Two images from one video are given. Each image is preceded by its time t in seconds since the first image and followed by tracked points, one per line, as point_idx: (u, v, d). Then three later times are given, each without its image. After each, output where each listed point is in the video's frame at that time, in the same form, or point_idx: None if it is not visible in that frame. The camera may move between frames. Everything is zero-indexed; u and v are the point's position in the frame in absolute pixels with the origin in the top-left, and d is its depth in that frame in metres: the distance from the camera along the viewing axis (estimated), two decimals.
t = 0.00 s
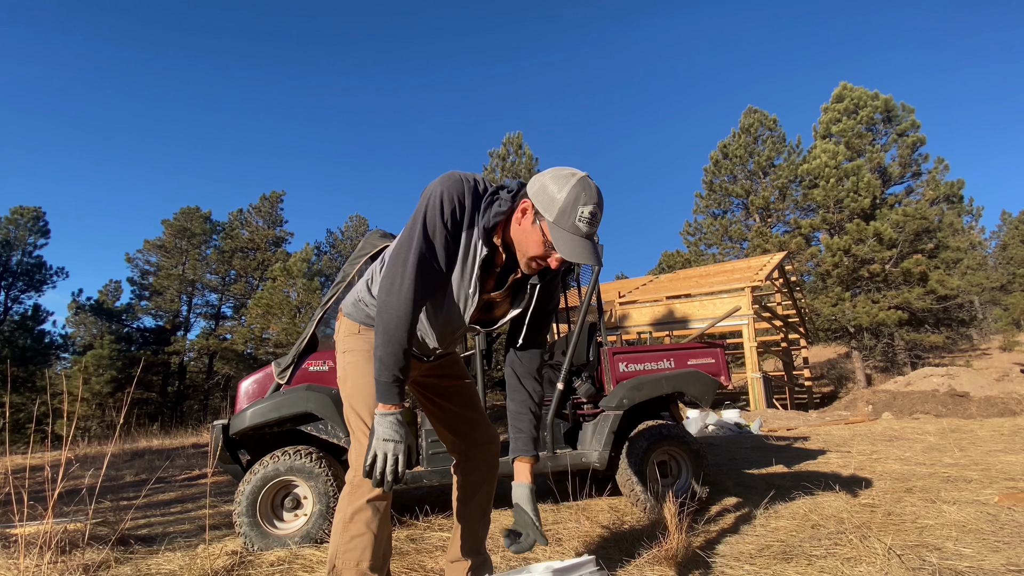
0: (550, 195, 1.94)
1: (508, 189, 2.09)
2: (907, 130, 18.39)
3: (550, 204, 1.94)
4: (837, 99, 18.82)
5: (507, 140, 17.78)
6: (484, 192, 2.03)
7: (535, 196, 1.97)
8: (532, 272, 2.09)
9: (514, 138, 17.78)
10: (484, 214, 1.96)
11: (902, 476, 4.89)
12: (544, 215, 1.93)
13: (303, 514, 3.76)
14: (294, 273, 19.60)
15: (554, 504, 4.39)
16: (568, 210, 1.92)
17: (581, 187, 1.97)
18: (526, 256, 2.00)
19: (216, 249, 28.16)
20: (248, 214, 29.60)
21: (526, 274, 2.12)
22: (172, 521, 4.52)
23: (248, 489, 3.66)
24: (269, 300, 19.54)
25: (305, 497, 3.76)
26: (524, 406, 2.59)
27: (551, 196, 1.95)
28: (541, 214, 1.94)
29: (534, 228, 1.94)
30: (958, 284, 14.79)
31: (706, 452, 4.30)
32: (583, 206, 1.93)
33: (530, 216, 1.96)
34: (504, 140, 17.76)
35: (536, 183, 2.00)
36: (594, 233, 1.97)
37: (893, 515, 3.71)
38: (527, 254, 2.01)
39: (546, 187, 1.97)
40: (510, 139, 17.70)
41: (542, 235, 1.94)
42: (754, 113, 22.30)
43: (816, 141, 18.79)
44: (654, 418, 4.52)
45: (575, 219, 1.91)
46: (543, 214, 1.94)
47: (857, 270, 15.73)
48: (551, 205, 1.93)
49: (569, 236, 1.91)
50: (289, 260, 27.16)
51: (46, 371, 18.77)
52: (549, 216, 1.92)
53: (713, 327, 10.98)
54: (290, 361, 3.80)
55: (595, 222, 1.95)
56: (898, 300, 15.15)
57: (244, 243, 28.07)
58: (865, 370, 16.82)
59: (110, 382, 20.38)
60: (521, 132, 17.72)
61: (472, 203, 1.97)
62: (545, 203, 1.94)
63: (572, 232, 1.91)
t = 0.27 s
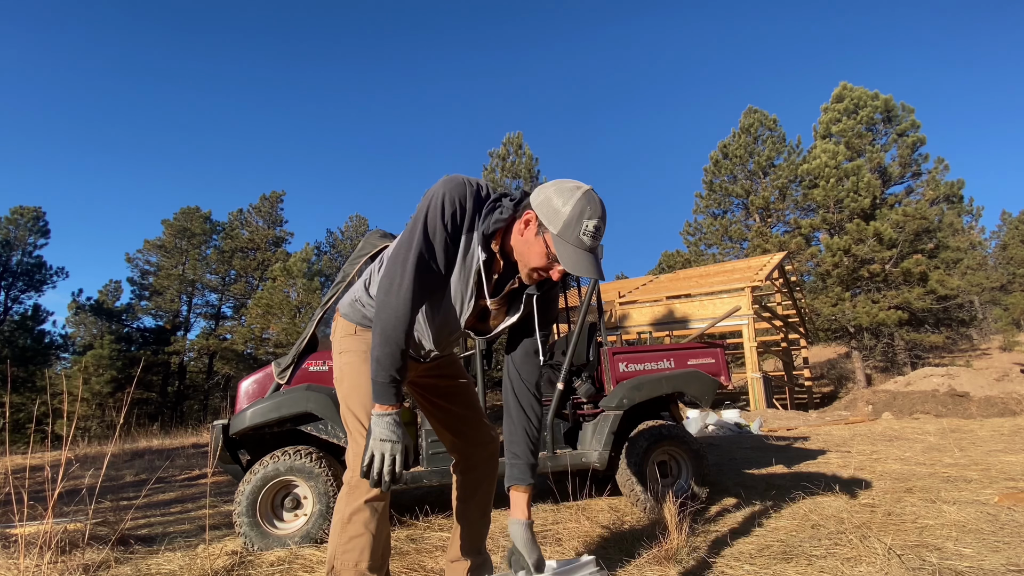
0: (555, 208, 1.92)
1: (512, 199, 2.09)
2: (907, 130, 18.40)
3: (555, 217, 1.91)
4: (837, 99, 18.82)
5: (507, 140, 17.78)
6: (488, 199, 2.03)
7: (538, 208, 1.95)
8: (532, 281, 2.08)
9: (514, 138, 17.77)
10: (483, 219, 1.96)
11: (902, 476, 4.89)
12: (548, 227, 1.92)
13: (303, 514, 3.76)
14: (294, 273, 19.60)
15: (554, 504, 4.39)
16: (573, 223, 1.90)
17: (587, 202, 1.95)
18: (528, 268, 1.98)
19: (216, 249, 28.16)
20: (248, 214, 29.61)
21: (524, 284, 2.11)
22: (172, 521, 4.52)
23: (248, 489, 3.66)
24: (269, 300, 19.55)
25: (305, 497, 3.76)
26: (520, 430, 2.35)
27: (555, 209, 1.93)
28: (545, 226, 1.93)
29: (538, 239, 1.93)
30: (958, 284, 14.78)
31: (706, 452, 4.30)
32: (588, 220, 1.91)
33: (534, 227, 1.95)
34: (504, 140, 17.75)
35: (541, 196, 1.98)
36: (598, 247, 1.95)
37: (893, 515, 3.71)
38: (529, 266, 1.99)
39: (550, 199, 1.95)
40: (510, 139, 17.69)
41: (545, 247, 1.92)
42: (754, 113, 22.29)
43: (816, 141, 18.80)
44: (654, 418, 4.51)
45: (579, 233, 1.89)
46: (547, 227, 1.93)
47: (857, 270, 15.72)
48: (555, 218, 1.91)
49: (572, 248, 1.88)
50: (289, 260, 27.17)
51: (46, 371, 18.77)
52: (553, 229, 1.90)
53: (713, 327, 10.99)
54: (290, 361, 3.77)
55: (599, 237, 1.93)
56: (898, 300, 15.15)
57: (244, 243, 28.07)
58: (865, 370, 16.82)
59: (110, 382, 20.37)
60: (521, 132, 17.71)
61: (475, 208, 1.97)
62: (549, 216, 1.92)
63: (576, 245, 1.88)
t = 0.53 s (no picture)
0: (545, 192, 1.94)
1: (500, 186, 2.08)
2: (908, 130, 18.40)
3: (546, 199, 1.93)
4: (837, 99, 18.82)
5: (507, 140, 17.77)
6: (479, 190, 2.02)
7: (529, 192, 1.97)
8: (528, 269, 2.09)
9: (514, 138, 17.77)
10: (478, 214, 1.95)
11: (902, 476, 4.89)
12: (541, 212, 1.93)
13: (303, 514, 3.76)
14: (294, 273, 19.59)
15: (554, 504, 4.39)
16: (564, 205, 1.92)
17: (575, 181, 1.97)
18: (521, 254, 2.00)
19: (216, 249, 28.15)
20: (248, 214, 29.61)
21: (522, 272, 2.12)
22: (172, 521, 4.52)
23: (248, 489, 3.66)
24: (269, 300, 19.55)
25: (305, 497, 3.76)
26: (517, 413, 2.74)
27: (546, 192, 1.95)
28: (537, 210, 1.94)
29: (531, 225, 1.94)
30: (958, 284, 14.77)
31: (706, 452, 4.30)
32: (578, 200, 1.93)
33: (526, 213, 1.96)
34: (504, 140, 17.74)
35: (531, 178, 1.99)
36: (591, 228, 1.97)
37: (893, 515, 3.71)
38: (524, 251, 2.00)
39: (540, 183, 1.96)
40: (510, 139, 17.69)
41: (539, 233, 1.94)
42: (754, 113, 22.28)
43: (816, 141, 18.80)
44: (654, 418, 4.51)
45: (571, 214, 1.92)
46: (539, 211, 1.94)
47: (857, 270, 15.72)
48: (546, 201, 1.93)
49: (566, 232, 1.91)
50: (289, 260, 27.16)
51: (46, 371, 18.76)
52: (544, 212, 1.92)
53: (713, 327, 10.99)
54: (290, 361, 3.79)
55: (590, 216, 1.96)
56: (899, 300, 15.15)
57: (244, 243, 28.07)
58: (865, 370, 16.83)
59: (110, 382, 20.36)
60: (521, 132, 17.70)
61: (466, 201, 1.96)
62: (540, 200, 1.94)
63: (569, 226, 1.91)
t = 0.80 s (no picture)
0: (571, 256, 1.93)
1: (527, 246, 2.10)
2: (907, 130, 18.40)
3: (572, 265, 1.92)
4: (837, 99, 18.82)
5: (507, 140, 17.78)
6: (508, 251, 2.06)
7: (555, 254, 1.96)
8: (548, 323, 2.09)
9: (514, 138, 17.77)
10: (512, 283, 1.98)
11: (902, 476, 4.89)
12: (565, 274, 1.93)
13: (303, 514, 3.76)
14: (294, 273, 19.58)
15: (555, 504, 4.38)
16: (590, 272, 1.90)
17: (603, 249, 1.95)
18: (543, 312, 2.00)
19: (216, 249, 28.16)
20: (248, 214, 29.62)
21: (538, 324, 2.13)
22: (173, 521, 4.52)
23: (248, 489, 3.66)
24: (269, 300, 19.56)
25: (305, 497, 3.76)
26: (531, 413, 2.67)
27: (572, 257, 1.93)
28: (561, 272, 1.95)
29: (555, 286, 1.95)
30: (958, 284, 14.78)
31: (706, 453, 4.30)
32: (603, 268, 1.92)
33: (550, 273, 1.96)
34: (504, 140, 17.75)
35: (557, 242, 1.98)
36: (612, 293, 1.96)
37: (893, 515, 3.71)
38: (544, 309, 2.01)
39: (566, 247, 1.95)
40: (510, 139, 17.70)
41: (562, 293, 1.94)
42: (753, 113, 22.27)
43: (816, 141, 18.81)
44: (654, 419, 4.51)
45: (595, 280, 1.90)
46: (564, 273, 1.94)
47: (857, 270, 15.72)
48: (572, 266, 1.92)
49: (588, 296, 1.89)
50: (289, 260, 27.17)
51: (46, 371, 18.76)
52: (570, 276, 1.91)
53: (713, 327, 10.98)
54: (290, 361, 3.81)
55: (615, 285, 1.93)
56: (898, 300, 15.15)
57: (244, 243, 28.09)
58: (865, 370, 16.83)
59: (110, 382, 20.36)
60: (521, 132, 17.70)
61: (493, 265, 1.95)
62: (565, 263, 1.93)
63: (592, 292, 1.89)
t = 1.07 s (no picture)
0: (577, 268, 1.93)
1: (531, 252, 2.10)
2: (907, 130, 18.40)
3: (577, 277, 1.92)
4: (837, 99, 18.83)
5: (507, 140, 17.78)
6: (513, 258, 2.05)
7: (561, 266, 1.96)
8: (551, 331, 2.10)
9: (514, 138, 17.77)
10: (515, 292, 1.99)
11: (902, 476, 4.89)
12: (571, 286, 1.93)
13: (303, 514, 3.76)
14: (294, 273, 19.58)
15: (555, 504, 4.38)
16: (595, 284, 1.90)
17: (609, 262, 1.94)
18: (547, 321, 2.01)
19: (216, 249, 28.16)
20: (248, 214, 29.63)
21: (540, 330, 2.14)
22: (172, 521, 4.52)
23: (248, 489, 3.66)
24: (269, 300, 19.56)
25: (305, 497, 3.76)
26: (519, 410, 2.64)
27: (577, 269, 1.93)
28: (567, 284, 1.94)
29: (559, 297, 1.95)
30: (958, 284, 14.78)
31: (706, 453, 4.30)
32: (609, 281, 1.91)
33: (555, 284, 1.97)
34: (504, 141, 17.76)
35: (563, 254, 1.98)
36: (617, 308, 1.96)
37: (893, 515, 3.71)
38: (548, 318, 2.01)
39: (572, 259, 1.95)
40: (510, 139, 17.70)
41: (566, 304, 1.94)
42: (753, 113, 22.26)
43: (816, 141, 18.81)
44: (654, 418, 4.51)
45: (600, 293, 1.90)
46: (569, 285, 1.94)
47: (857, 270, 15.72)
48: (578, 278, 1.92)
49: (592, 309, 1.89)
50: (289, 260, 27.18)
51: (46, 371, 18.76)
52: (575, 288, 1.91)
53: (713, 327, 10.98)
54: (290, 361, 3.81)
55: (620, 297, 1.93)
56: (898, 300, 15.15)
57: (244, 243, 28.10)
58: (865, 370, 16.82)
59: (110, 382, 20.36)
60: (521, 132, 17.71)
61: (496, 272, 1.95)
62: (572, 274, 1.93)
63: (596, 305, 1.89)
